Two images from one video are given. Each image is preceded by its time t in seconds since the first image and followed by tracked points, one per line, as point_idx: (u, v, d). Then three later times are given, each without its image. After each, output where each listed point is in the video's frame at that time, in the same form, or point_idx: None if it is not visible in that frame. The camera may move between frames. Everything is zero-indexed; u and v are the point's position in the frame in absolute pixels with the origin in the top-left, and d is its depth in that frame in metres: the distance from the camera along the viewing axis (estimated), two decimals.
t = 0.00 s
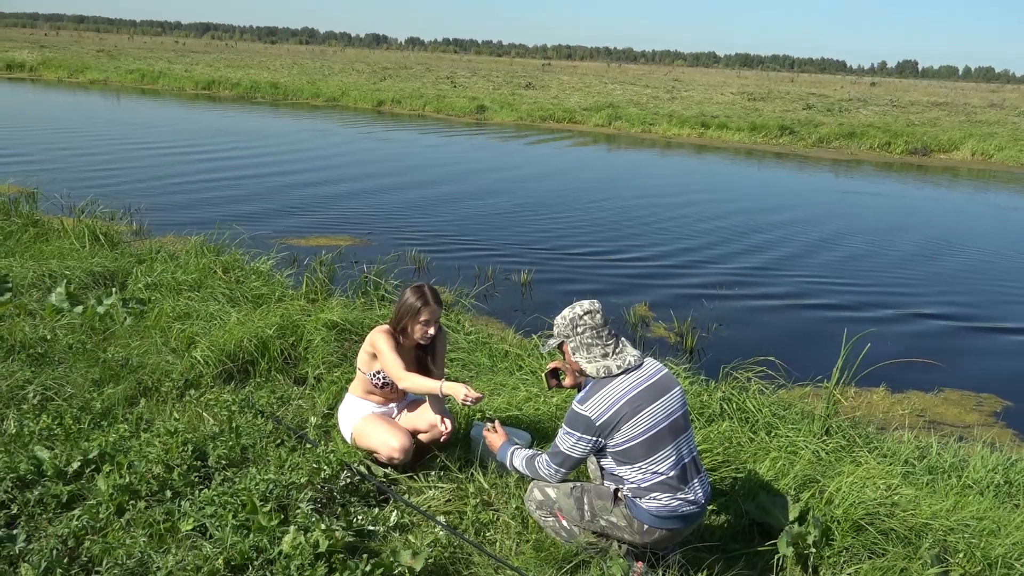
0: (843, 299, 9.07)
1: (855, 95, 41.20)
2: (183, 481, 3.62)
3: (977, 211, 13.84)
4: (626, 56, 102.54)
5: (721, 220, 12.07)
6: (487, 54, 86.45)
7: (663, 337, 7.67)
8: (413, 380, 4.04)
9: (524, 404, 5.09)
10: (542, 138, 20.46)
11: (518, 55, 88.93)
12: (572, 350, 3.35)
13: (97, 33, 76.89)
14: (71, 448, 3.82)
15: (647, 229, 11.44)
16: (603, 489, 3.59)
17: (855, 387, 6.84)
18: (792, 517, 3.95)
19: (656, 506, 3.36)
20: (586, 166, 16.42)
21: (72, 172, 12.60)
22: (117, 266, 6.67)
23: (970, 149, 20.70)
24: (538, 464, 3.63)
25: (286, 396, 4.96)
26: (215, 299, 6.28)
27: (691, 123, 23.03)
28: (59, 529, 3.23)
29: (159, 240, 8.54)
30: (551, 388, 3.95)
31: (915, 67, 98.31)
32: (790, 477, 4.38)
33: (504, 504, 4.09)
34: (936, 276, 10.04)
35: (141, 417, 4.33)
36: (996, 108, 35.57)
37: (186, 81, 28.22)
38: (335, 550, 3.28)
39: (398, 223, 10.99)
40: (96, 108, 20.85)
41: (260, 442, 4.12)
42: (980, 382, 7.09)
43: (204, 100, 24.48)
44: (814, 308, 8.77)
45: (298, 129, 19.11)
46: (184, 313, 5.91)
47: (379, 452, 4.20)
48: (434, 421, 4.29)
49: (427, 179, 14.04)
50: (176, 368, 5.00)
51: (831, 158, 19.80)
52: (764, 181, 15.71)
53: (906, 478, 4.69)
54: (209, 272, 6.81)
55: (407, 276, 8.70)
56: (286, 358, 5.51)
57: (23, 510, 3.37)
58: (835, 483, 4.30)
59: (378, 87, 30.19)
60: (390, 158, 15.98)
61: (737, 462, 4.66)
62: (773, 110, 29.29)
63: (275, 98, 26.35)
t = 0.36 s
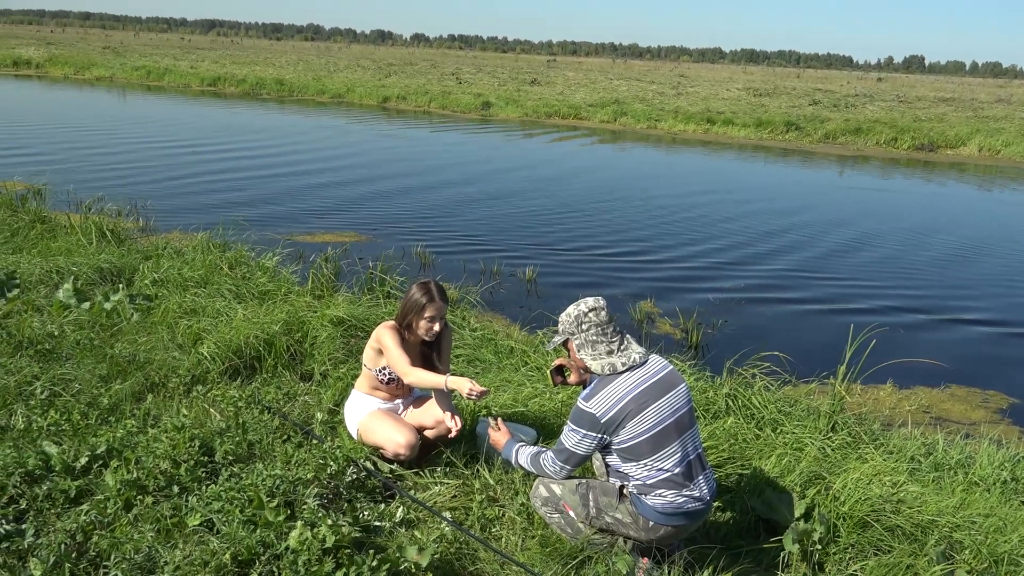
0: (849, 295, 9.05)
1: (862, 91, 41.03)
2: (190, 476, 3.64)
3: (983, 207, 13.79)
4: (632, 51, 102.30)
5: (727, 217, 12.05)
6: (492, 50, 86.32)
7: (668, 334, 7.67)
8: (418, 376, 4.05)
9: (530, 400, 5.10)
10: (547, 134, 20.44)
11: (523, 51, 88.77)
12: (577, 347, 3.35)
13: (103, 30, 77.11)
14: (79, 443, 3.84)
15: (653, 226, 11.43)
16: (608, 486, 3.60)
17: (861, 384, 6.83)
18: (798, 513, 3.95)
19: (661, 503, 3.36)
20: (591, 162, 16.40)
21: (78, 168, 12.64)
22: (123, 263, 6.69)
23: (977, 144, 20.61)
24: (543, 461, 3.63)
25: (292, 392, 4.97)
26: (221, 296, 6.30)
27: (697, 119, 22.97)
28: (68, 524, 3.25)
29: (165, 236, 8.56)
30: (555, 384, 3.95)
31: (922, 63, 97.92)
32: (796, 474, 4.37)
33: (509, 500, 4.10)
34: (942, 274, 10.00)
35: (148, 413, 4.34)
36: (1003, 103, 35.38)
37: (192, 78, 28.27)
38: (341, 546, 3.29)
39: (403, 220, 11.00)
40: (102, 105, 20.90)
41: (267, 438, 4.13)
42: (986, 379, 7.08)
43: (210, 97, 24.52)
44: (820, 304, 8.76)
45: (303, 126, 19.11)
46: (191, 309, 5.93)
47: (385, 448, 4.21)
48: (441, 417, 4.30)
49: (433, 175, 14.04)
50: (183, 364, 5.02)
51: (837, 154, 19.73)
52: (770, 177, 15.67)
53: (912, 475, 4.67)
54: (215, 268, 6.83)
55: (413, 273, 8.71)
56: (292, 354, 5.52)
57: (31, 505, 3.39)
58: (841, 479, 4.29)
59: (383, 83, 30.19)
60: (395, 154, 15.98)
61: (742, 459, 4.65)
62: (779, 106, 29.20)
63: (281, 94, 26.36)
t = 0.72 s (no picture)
0: (853, 294, 9.05)
1: (866, 90, 40.94)
2: (195, 474, 3.65)
3: (988, 207, 13.77)
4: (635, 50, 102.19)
5: (730, 216, 12.04)
6: (496, 49, 86.27)
7: (671, 333, 7.67)
8: (421, 376, 4.06)
9: (533, 399, 5.11)
10: (551, 133, 20.43)
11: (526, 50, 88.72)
12: (580, 346, 3.35)
13: (106, 30, 77.14)
14: (84, 441, 3.86)
15: (656, 225, 11.42)
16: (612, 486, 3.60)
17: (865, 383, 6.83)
18: (801, 512, 3.95)
19: (664, 502, 3.37)
20: (595, 162, 16.39)
21: (83, 167, 12.69)
22: (128, 261, 6.70)
23: (982, 143, 20.56)
24: (546, 460, 3.64)
25: (296, 391, 4.98)
26: (226, 295, 6.32)
27: (700, 118, 22.94)
28: (74, 522, 3.27)
29: (169, 235, 8.58)
30: (558, 384, 3.95)
31: (926, 62, 97.77)
32: (799, 473, 4.37)
33: (512, 498, 4.10)
34: (946, 273, 9.98)
35: (153, 412, 4.36)
36: (1008, 102, 35.29)
37: (196, 77, 28.32)
38: (345, 543, 3.30)
39: (407, 219, 11.01)
40: (107, 104, 20.95)
41: (271, 436, 4.14)
42: (990, 378, 7.07)
43: (214, 96, 24.56)
44: (824, 303, 8.76)
45: (306, 125, 19.13)
46: (195, 308, 5.95)
47: (389, 446, 4.22)
48: (445, 416, 4.31)
49: (437, 175, 14.06)
50: (188, 362, 5.04)
51: (842, 152, 19.70)
52: (773, 176, 15.65)
53: (916, 474, 4.67)
54: (220, 267, 6.85)
55: (417, 272, 8.72)
56: (296, 353, 5.53)
57: (37, 502, 3.40)
58: (844, 478, 4.28)
59: (386, 82, 30.19)
60: (398, 153, 15.99)
61: (745, 458, 4.66)
62: (783, 104, 29.15)
63: (284, 94, 26.38)
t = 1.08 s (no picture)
0: (851, 295, 9.07)
1: (865, 92, 40.99)
2: (194, 475, 3.65)
3: (986, 208, 13.80)
4: (634, 52, 102.32)
5: (729, 218, 12.06)
6: (495, 51, 86.36)
7: (670, 334, 7.69)
8: (419, 378, 4.06)
9: (531, 400, 5.12)
10: (549, 135, 20.46)
11: (525, 52, 88.79)
12: (577, 348, 3.36)
13: (106, 32, 77.33)
14: (83, 443, 3.87)
15: (655, 227, 11.43)
16: (609, 487, 3.60)
17: (863, 384, 6.84)
18: (798, 513, 3.97)
19: (662, 503, 3.38)
20: (593, 163, 16.41)
21: (82, 169, 12.69)
22: (127, 263, 6.70)
23: (980, 145, 20.60)
24: (544, 462, 3.64)
25: (295, 392, 4.98)
26: (224, 296, 6.32)
27: (699, 119, 22.98)
28: (72, 523, 3.27)
29: (168, 237, 8.58)
30: (554, 385, 3.98)
31: (925, 63, 97.94)
32: (797, 474, 4.38)
33: (511, 499, 4.11)
34: (944, 275, 10.00)
35: (152, 413, 4.36)
36: (1006, 104, 35.34)
37: (195, 78, 28.33)
38: (344, 544, 3.30)
39: (405, 221, 11.01)
40: (106, 106, 20.96)
41: (270, 438, 4.15)
42: (987, 379, 7.09)
43: (213, 98, 24.57)
44: (822, 304, 8.78)
45: (306, 127, 19.14)
46: (194, 309, 5.94)
47: (390, 448, 4.23)
48: (445, 417, 4.32)
49: (435, 176, 14.06)
50: (186, 364, 5.04)
51: (840, 154, 19.73)
52: (772, 178, 15.67)
53: (913, 474, 4.68)
54: (218, 269, 6.85)
55: (416, 274, 8.73)
56: (295, 354, 5.54)
57: (36, 503, 3.41)
58: (841, 479, 4.29)
59: (385, 84, 30.19)
60: (397, 155, 16.01)
61: (744, 459, 4.67)
62: (781, 106, 29.22)
63: (284, 95, 26.41)
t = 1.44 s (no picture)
0: (845, 299, 9.11)
1: (859, 96, 41.14)
2: (188, 479, 3.65)
3: (979, 212, 13.87)
4: (629, 56, 102.52)
5: (723, 222, 12.09)
6: (490, 55, 86.42)
7: (664, 338, 7.70)
8: (414, 381, 4.07)
9: (526, 403, 5.12)
10: (544, 139, 20.48)
11: (521, 56, 88.89)
12: (571, 352, 3.37)
13: (100, 34, 77.14)
14: (77, 446, 3.86)
15: (649, 231, 11.46)
16: (604, 490, 3.62)
17: (857, 387, 6.87)
18: (792, 516, 3.98)
19: (657, 507, 3.38)
20: (589, 167, 16.44)
21: (76, 172, 12.67)
22: (121, 267, 6.69)
23: (973, 149, 20.69)
24: (538, 465, 3.65)
25: (289, 396, 4.98)
26: (219, 300, 6.31)
27: (694, 123, 23.04)
28: (66, 527, 3.26)
29: (162, 241, 8.57)
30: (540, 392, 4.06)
31: (918, 67, 98.38)
32: (791, 477, 4.39)
33: (505, 503, 4.11)
34: (937, 279, 10.04)
35: (146, 416, 4.36)
36: (999, 109, 35.53)
37: (190, 82, 28.30)
38: (338, 548, 3.30)
39: (401, 224, 11.02)
40: (100, 109, 20.92)
41: (264, 441, 4.14)
42: (980, 382, 7.12)
43: (208, 101, 24.54)
44: (816, 308, 8.81)
45: (301, 130, 19.13)
46: (188, 313, 5.94)
47: (385, 452, 4.23)
48: (440, 420, 4.32)
49: (430, 180, 14.07)
50: (181, 367, 5.03)
51: (834, 158, 19.80)
52: (766, 182, 15.72)
53: (907, 478, 4.70)
54: (213, 273, 6.85)
55: (411, 277, 8.73)
56: (289, 358, 5.54)
57: (29, 507, 3.40)
58: (835, 482, 4.31)
59: (381, 88, 30.20)
60: (392, 159, 16.01)
61: (738, 462, 4.68)
62: (776, 110, 29.31)
63: (279, 99, 26.39)
